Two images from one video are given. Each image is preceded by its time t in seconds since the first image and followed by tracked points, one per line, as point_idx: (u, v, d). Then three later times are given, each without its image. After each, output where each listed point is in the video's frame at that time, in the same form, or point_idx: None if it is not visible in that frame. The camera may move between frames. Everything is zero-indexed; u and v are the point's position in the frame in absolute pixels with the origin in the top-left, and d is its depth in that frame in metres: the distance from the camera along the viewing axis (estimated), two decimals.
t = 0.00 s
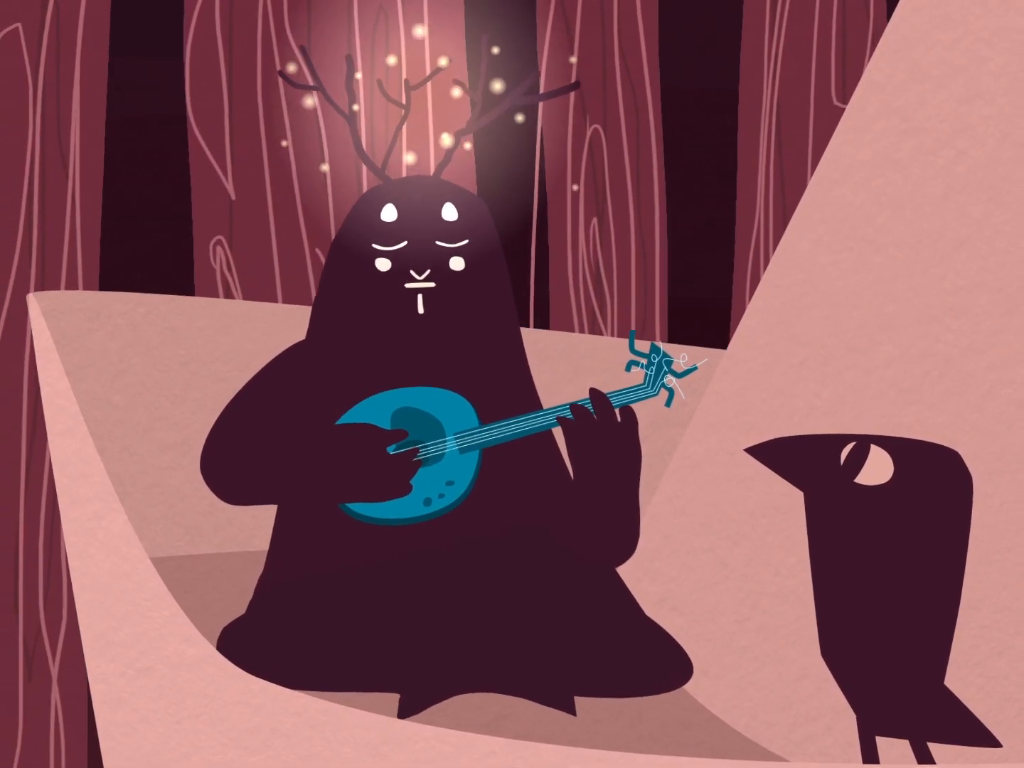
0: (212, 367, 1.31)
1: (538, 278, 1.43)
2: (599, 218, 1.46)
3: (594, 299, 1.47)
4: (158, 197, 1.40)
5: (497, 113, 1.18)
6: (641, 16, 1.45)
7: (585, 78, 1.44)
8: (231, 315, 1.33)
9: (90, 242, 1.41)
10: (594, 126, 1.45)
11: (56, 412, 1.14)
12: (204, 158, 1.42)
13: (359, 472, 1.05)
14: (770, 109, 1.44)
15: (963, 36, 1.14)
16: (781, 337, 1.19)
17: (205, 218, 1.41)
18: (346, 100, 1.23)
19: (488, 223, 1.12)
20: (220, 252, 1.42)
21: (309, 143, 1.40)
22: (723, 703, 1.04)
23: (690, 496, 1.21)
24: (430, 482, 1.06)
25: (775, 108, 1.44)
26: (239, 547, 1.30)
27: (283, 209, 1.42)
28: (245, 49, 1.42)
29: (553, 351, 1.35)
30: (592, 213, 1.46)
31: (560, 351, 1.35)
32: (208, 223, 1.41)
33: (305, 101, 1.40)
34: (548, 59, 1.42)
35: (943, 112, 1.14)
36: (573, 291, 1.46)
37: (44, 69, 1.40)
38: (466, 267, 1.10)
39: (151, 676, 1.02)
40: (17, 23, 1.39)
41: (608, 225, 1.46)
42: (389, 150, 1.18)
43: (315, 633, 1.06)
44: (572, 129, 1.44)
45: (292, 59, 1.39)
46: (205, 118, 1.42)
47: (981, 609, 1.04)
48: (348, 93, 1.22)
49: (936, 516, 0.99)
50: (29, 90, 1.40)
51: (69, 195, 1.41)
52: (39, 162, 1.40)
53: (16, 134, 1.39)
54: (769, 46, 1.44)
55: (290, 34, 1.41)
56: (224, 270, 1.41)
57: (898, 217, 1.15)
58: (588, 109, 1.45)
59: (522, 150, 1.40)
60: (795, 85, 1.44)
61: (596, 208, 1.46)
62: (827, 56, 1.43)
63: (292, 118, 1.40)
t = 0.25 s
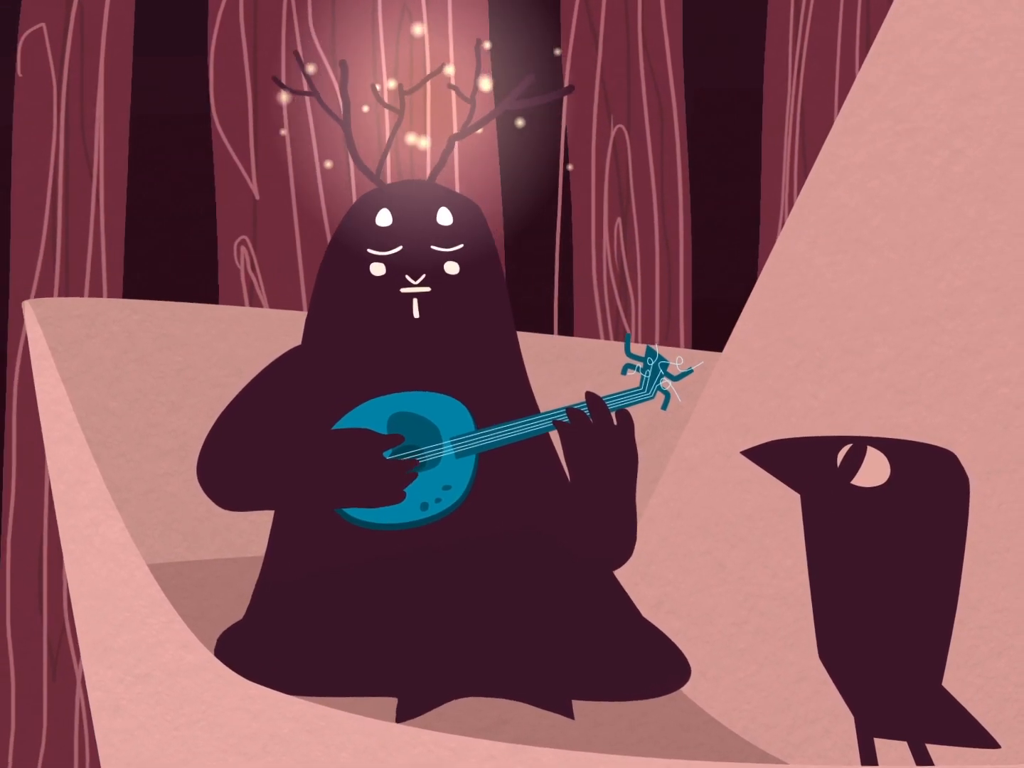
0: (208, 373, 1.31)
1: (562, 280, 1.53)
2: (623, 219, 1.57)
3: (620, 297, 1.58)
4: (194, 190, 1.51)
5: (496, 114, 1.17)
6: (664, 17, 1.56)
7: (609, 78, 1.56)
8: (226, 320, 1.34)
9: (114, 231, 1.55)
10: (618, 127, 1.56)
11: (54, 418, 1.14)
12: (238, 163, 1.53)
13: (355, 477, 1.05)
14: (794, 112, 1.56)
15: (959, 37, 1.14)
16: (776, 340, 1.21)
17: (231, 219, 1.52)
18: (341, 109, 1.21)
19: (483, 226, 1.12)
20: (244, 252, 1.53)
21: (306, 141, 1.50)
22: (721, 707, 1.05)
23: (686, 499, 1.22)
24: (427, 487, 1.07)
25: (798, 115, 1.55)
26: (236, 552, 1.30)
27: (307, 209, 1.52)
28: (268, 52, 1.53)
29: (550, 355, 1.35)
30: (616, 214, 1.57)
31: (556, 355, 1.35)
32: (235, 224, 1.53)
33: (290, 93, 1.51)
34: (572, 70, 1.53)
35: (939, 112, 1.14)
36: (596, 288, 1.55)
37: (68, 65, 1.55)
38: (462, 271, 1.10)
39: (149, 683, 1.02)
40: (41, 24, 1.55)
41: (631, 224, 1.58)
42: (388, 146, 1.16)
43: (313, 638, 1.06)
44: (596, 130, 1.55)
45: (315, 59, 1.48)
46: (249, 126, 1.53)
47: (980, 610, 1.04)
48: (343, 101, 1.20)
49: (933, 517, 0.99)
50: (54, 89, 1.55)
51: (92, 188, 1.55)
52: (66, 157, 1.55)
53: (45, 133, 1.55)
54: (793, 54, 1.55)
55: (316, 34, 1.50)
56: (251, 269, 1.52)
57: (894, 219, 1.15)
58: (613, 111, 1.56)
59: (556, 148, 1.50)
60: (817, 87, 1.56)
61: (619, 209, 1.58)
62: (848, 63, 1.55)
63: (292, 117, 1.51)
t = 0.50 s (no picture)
0: (204, 377, 1.32)
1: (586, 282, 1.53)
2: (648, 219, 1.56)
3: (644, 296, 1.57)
4: (194, 190, 1.52)
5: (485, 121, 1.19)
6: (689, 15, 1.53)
7: (632, 77, 1.53)
8: (222, 325, 1.35)
9: (137, 233, 1.54)
10: (642, 127, 1.55)
11: (51, 423, 1.13)
12: (259, 164, 1.51)
13: (351, 481, 1.04)
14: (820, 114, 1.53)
15: (952, 37, 1.14)
16: (773, 342, 1.20)
17: (257, 220, 1.52)
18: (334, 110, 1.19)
19: (479, 230, 1.12)
20: (270, 253, 1.52)
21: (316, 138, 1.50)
22: (721, 708, 1.04)
23: (684, 501, 1.22)
24: (423, 490, 1.06)
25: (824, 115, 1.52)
26: (234, 557, 1.30)
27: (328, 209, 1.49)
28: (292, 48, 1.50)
29: (545, 358, 1.35)
30: (641, 214, 1.56)
31: (552, 358, 1.35)
32: (258, 225, 1.51)
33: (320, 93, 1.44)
34: (595, 73, 1.52)
35: (934, 112, 1.14)
36: (621, 288, 1.55)
37: (91, 66, 1.54)
38: (458, 275, 1.10)
39: (147, 687, 1.02)
40: (66, 24, 1.53)
41: (657, 225, 1.57)
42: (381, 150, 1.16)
43: (311, 642, 1.06)
44: (621, 129, 1.54)
45: (333, 53, 1.44)
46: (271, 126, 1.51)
47: (977, 611, 1.04)
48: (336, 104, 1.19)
49: (930, 518, 0.99)
50: (79, 92, 1.54)
51: (116, 190, 1.54)
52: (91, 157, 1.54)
53: (70, 133, 1.54)
54: (817, 58, 1.53)
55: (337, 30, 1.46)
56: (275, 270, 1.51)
57: (888, 221, 1.15)
58: (637, 110, 1.54)
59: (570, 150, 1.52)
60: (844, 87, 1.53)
61: (644, 209, 1.57)
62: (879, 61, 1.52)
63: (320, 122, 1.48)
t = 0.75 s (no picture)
0: (204, 381, 1.31)
1: (610, 280, 1.44)
2: (671, 218, 1.46)
3: (665, 299, 1.47)
4: (194, 190, 1.44)
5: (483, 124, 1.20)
6: (713, 15, 1.46)
7: (656, 76, 1.46)
8: (220, 328, 1.34)
9: (162, 240, 1.45)
10: (666, 126, 1.47)
11: (49, 427, 1.13)
12: (278, 164, 1.42)
13: (349, 483, 1.05)
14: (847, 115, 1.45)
15: (949, 38, 1.14)
16: (770, 343, 1.20)
17: (279, 219, 1.43)
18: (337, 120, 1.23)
19: (477, 232, 1.12)
20: (293, 253, 1.43)
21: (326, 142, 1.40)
22: (720, 709, 1.04)
23: (683, 502, 1.21)
24: (422, 492, 1.06)
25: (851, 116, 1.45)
26: (233, 560, 1.29)
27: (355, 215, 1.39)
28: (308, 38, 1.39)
29: (544, 360, 1.35)
30: (664, 213, 1.47)
31: (550, 360, 1.35)
32: (280, 225, 1.43)
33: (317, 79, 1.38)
34: (618, 71, 1.45)
35: (931, 113, 1.14)
36: (645, 289, 1.46)
37: (115, 64, 1.46)
38: (456, 277, 1.10)
39: (146, 690, 1.03)
40: (90, 24, 1.46)
41: (680, 224, 1.47)
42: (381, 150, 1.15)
43: (310, 645, 1.06)
44: (645, 129, 1.46)
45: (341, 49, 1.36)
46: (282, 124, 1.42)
47: (976, 611, 1.04)
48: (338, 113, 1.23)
49: (929, 519, 0.99)
50: (103, 90, 1.46)
51: (138, 192, 1.46)
52: (113, 157, 1.46)
53: (94, 133, 1.46)
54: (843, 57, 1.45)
55: (349, 24, 1.36)
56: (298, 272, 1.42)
57: (886, 222, 1.15)
58: (660, 110, 1.47)
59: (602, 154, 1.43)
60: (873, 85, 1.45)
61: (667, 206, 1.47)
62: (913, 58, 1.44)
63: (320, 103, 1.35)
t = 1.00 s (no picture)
0: (204, 381, 1.31)
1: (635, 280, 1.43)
2: (695, 219, 1.44)
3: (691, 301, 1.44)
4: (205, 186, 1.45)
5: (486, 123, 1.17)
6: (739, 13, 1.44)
7: (681, 76, 1.44)
8: (219, 329, 1.34)
9: (187, 239, 1.45)
10: (691, 126, 1.45)
11: (49, 427, 1.13)
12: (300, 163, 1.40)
13: (350, 483, 1.05)
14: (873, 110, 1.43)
15: (948, 38, 1.14)
16: (770, 343, 1.19)
17: (304, 219, 1.40)
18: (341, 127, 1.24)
19: (477, 233, 1.12)
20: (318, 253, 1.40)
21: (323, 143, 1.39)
22: (720, 709, 1.04)
23: (683, 503, 1.20)
24: (422, 493, 1.06)
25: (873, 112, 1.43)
26: (233, 560, 1.29)
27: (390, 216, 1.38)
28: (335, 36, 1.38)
29: (544, 360, 1.34)
30: (689, 213, 1.45)
31: (551, 360, 1.34)
32: (303, 225, 1.40)
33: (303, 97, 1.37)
34: (639, 74, 1.43)
35: (931, 113, 1.14)
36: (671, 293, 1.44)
37: (140, 64, 1.46)
38: (456, 277, 1.10)
39: (146, 690, 1.03)
40: (114, 23, 1.46)
41: (705, 225, 1.45)
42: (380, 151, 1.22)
43: (311, 646, 1.05)
44: (667, 130, 1.44)
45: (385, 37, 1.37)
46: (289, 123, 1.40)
47: (976, 611, 1.04)
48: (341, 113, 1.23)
49: (929, 519, 0.99)
50: (127, 89, 1.46)
51: (163, 192, 1.46)
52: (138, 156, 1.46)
53: (118, 133, 1.46)
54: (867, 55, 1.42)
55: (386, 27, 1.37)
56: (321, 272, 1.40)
57: (886, 222, 1.15)
58: (685, 109, 1.44)
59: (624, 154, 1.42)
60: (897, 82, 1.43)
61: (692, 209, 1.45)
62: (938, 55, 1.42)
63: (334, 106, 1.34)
